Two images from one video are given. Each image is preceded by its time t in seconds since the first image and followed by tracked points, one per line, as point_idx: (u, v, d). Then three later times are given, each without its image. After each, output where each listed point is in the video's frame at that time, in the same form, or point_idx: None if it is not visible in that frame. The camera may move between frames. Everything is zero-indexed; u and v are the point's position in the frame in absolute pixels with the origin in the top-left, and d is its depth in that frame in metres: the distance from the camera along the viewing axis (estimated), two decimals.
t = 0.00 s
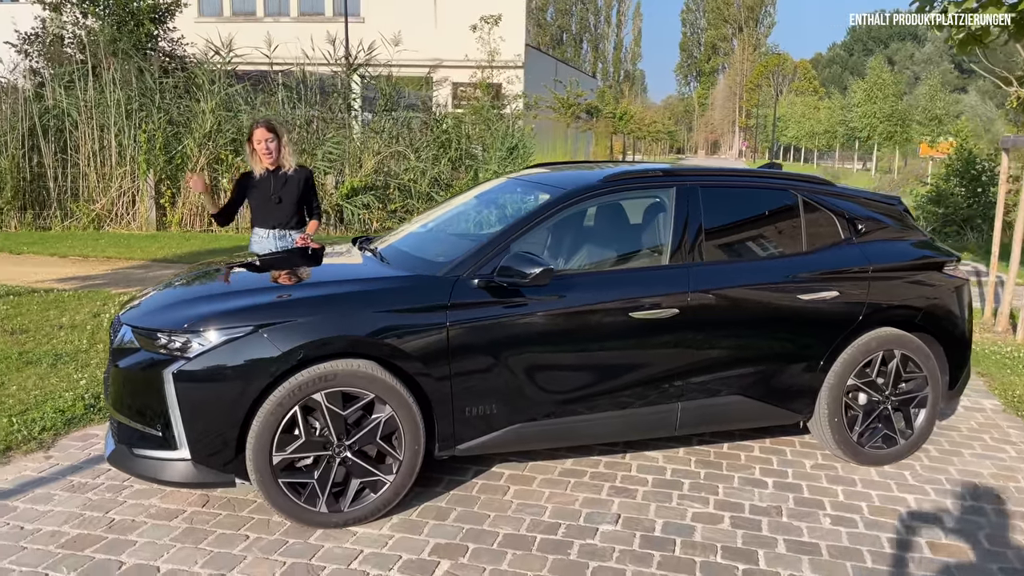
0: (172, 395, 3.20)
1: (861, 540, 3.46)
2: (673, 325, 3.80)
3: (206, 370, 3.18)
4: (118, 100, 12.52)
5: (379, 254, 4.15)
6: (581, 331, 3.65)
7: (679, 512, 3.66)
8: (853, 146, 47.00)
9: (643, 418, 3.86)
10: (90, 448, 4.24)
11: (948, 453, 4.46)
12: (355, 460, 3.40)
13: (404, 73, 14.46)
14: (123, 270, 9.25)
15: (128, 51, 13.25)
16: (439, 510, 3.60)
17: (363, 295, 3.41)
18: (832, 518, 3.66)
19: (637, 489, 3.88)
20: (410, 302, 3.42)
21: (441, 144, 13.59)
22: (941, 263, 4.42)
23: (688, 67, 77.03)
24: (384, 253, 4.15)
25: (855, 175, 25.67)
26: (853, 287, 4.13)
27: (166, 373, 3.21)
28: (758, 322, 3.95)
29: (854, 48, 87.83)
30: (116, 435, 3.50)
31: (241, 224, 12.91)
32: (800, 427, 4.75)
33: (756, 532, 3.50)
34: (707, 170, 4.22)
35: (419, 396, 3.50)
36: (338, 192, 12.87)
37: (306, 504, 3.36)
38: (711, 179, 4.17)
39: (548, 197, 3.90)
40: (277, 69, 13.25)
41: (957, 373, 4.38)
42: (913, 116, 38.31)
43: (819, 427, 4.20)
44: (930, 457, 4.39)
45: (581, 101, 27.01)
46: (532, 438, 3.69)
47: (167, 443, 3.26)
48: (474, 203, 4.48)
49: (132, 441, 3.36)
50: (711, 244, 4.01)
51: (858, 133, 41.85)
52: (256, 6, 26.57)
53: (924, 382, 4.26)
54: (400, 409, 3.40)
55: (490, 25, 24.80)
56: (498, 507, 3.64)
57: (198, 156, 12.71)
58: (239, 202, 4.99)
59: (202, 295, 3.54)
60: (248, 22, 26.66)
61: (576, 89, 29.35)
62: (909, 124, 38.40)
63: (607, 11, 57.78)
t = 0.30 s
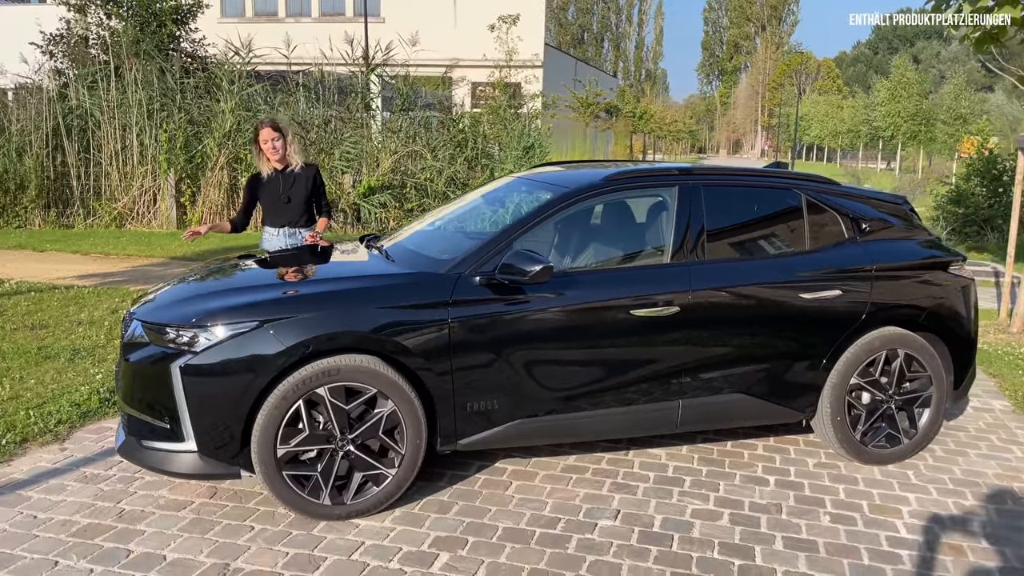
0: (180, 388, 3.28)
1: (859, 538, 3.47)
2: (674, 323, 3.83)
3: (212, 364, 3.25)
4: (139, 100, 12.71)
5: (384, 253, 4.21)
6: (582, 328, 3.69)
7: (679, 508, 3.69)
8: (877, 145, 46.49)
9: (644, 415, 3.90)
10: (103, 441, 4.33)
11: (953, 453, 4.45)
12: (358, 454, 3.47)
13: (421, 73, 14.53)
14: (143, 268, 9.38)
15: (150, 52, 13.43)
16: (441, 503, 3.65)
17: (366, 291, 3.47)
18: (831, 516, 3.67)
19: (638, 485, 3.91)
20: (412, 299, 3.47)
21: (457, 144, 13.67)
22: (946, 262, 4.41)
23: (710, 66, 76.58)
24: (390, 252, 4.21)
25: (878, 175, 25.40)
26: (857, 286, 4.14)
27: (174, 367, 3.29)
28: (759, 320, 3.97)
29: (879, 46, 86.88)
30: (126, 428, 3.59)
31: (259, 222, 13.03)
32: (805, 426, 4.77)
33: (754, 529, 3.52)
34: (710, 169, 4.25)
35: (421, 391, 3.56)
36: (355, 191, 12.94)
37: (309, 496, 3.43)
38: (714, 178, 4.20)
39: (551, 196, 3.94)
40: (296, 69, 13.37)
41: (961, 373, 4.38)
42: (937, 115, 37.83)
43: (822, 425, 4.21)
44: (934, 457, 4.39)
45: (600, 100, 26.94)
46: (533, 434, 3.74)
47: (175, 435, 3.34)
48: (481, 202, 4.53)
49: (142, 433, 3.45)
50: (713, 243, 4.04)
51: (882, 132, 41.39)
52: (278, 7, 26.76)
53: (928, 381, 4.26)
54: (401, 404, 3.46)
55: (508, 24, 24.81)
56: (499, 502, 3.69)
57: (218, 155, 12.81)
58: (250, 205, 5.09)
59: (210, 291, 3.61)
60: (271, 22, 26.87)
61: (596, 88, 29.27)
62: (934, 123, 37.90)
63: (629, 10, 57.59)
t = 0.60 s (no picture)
0: (185, 383, 3.36)
1: (856, 537, 3.49)
2: (673, 321, 3.85)
3: (216, 361, 3.33)
4: (159, 101, 12.88)
5: (389, 252, 4.27)
6: (580, 327, 3.73)
7: (677, 506, 3.72)
8: (899, 145, 46.02)
9: (644, 413, 3.93)
10: (114, 435, 4.43)
11: (957, 454, 4.44)
12: (360, 449, 3.53)
13: (436, 74, 14.61)
14: (160, 266, 9.51)
15: (170, 54, 13.60)
16: (442, 498, 3.71)
17: (370, 290, 3.53)
18: (829, 514, 3.69)
19: (637, 483, 3.95)
20: (413, 297, 3.53)
21: (472, 144, 13.74)
22: (950, 262, 4.40)
23: (731, 65, 76.16)
24: (393, 251, 4.26)
25: (899, 175, 25.16)
26: (858, 286, 4.15)
27: (180, 363, 3.37)
28: (758, 320, 3.99)
29: (903, 44, 85.94)
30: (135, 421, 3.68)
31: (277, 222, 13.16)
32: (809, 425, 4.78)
33: (751, 527, 3.54)
34: (711, 170, 4.27)
35: (422, 388, 3.62)
36: (371, 191, 13.01)
37: (311, 490, 3.50)
38: (715, 178, 4.22)
39: (551, 197, 3.98)
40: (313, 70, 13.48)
41: (965, 373, 4.38)
42: (961, 114, 37.35)
43: (823, 425, 4.22)
44: (937, 458, 4.38)
45: (618, 99, 26.89)
46: (532, 431, 3.79)
47: (180, 429, 3.42)
48: (485, 202, 4.57)
49: (148, 427, 3.53)
50: (713, 244, 4.06)
51: (904, 132, 40.98)
52: (298, 8, 26.94)
53: (930, 381, 4.26)
54: (402, 400, 3.52)
55: (525, 24, 24.83)
56: (499, 497, 3.75)
57: (235, 155, 12.94)
58: (260, 206, 5.18)
59: (217, 288, 3.69)
60: (291, 23, 27.07)
61: (614, 88, 29.21)
62: (957, 122, 37.43)
63: (649, 9, 57.38)
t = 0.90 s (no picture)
0: (184, 380, 3.40)
1: (851, 537, 3.48)
2: (671, 321, 3.86)
3: (214, 358, 3.37)
4: (176, 102, 13.03)
5: (389, 251, 4.30)
6: (576, 326, 3.74)
7: (674, 505, 3.73)
8: (921, 145, 45.56)
9: (641, 412, 3.94)
10: (120, 431, 4.49)
11: (959, 456, 4.41)
12: (357, 446, 3.56)
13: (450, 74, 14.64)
14: (174, 266, 9.60)
15: (187, 55, 13.74)
16: (439, 496, 3.74)
17: (367, 289, 3.56)
18: (826, 514, 3.69)
19: (635, 482, 3.96)
20: (409, 296, 3.56)
21: (486, 144, 13.77)
22: (952, 263, 4.38)
23: (751, 64, 75.71)
24: (394, 250, 4.29)
25: (919, 175, 24.88)
26: (859, 287, 4.13)
27: (180, 360, 3.41)
28: (756, 320, 3.99)
29: (925, 43, 85.06)
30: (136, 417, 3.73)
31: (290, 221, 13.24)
32: (811, 426, 4.77)
33: (747, 527, 3.54)
34: (711, 170, 4.27)
35: (419, 386, 3.64)
36: (385, 190, 13.04)
37: (309, 487, 3.54)
38: (715, 178, 4.22)
39: (549, 197, 4.00)
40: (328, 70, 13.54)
41: (967, 374, 4.35)
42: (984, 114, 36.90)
43: (823, 425, 4.21)
44: (939, 459, 4.36)
45: (634, 99, 26.80)
46: (530, 429, 3.80)
47: (179, 425, 3.47)
48: (486, 202, 4.60)
49: (149, 424, 3.58)
50: (711, 244, 4.06)
51: (926, 131, 40.56)
52: (316, 9, 27.09)
53: (931, 382, 4.24)
54: (399, 398, 3.55)
55: (541, 24, 24.80)
56: (496, 495, 3.77)
57: (251, 156, 13.06)
58: (265, 205, 5.23)
59: (218, 286, 3.74)
60: (309, 24, 27.23)
61: (631, 88, 29.13)
62: (979, 122, 36.99)
63: (668, 8, 57.15)
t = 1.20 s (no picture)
0: (175, 378, 3.42)
1: (844, 541, 3.44)
2: (665, 321, 3.83)
3: (205, 356, 3.39)
4: (190, 103, 13.13)
5: (385, 251, 4.30)
6: (568, 326, 3.72)
7: (666, 506, 3.70)
8: (942, 145, 45.07)
9: (635, 413, 3.92)
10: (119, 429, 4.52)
11: (961, 460, 4.35)
12: (347, 445, 3.57)
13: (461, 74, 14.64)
14: (184, 265, 9.66)
15: (201, 56, 13.85)
16: (430, 495, 3.74)
17: (358, 288, 3.57)
18: (820, 518, 3.65)
19: (629, 483, 3.94)
20: (400, 295, 3.56)
21: (497, 144, 13.75)
22: (953, 264, 4.32)
23: (769, 64, 75.23)
24: (390, 250, 4.29)
25: (938, 177, 24.58)
26: (857, 288, 4.09)
27: (171, 358, 3.43)
28: (752, 320, 3.95)
29: (947, 43, 84.13)
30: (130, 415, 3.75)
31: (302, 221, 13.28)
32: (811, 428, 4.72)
33: (738, 529, 3.51)
34: (707, 170, 4.24)
35: (411, 385, 3.64)
36: (396, 191, 13.02)
37: (300, 485, 3.55)
38: (712, 178, 4.19)
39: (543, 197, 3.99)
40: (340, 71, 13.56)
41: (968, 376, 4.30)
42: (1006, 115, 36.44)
43: (820, 427, 4.18)
44: (939, 463, 4.30)
45: (650, 99, 26.68)
46: (522, 430, 3.79)
47: (171, 423, 3.49)
48: (483, 202, 4.59)
49: (142, 421, 3.61)
50: (706, 245, 4.03)
51: (947, 132, 40.12)
52: (332, 10, 27.21)
53: (931, 384, 4.19)
54: (390, 398, 3.55)
55: (554, 24, 24.73)
56: (488, 495, 3.76)
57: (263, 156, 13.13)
58: (265, 204, 5.25)
59: (212, 284, 3.75)
60: (326, 25, 27.36)
61: (647, 88, 29.00)
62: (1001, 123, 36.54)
63: (687, 8, 56.88)
